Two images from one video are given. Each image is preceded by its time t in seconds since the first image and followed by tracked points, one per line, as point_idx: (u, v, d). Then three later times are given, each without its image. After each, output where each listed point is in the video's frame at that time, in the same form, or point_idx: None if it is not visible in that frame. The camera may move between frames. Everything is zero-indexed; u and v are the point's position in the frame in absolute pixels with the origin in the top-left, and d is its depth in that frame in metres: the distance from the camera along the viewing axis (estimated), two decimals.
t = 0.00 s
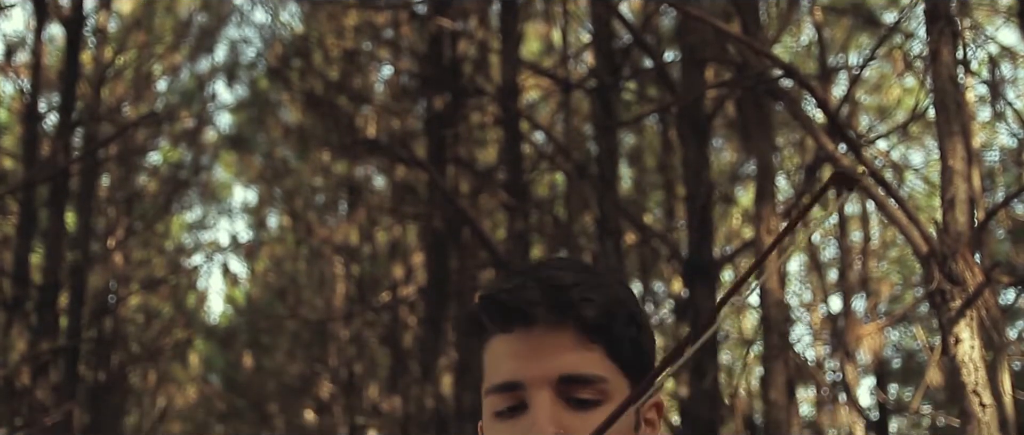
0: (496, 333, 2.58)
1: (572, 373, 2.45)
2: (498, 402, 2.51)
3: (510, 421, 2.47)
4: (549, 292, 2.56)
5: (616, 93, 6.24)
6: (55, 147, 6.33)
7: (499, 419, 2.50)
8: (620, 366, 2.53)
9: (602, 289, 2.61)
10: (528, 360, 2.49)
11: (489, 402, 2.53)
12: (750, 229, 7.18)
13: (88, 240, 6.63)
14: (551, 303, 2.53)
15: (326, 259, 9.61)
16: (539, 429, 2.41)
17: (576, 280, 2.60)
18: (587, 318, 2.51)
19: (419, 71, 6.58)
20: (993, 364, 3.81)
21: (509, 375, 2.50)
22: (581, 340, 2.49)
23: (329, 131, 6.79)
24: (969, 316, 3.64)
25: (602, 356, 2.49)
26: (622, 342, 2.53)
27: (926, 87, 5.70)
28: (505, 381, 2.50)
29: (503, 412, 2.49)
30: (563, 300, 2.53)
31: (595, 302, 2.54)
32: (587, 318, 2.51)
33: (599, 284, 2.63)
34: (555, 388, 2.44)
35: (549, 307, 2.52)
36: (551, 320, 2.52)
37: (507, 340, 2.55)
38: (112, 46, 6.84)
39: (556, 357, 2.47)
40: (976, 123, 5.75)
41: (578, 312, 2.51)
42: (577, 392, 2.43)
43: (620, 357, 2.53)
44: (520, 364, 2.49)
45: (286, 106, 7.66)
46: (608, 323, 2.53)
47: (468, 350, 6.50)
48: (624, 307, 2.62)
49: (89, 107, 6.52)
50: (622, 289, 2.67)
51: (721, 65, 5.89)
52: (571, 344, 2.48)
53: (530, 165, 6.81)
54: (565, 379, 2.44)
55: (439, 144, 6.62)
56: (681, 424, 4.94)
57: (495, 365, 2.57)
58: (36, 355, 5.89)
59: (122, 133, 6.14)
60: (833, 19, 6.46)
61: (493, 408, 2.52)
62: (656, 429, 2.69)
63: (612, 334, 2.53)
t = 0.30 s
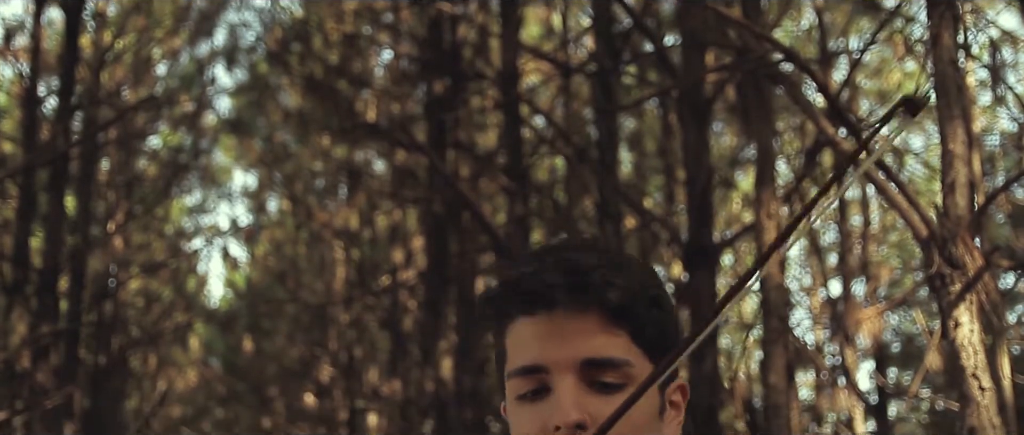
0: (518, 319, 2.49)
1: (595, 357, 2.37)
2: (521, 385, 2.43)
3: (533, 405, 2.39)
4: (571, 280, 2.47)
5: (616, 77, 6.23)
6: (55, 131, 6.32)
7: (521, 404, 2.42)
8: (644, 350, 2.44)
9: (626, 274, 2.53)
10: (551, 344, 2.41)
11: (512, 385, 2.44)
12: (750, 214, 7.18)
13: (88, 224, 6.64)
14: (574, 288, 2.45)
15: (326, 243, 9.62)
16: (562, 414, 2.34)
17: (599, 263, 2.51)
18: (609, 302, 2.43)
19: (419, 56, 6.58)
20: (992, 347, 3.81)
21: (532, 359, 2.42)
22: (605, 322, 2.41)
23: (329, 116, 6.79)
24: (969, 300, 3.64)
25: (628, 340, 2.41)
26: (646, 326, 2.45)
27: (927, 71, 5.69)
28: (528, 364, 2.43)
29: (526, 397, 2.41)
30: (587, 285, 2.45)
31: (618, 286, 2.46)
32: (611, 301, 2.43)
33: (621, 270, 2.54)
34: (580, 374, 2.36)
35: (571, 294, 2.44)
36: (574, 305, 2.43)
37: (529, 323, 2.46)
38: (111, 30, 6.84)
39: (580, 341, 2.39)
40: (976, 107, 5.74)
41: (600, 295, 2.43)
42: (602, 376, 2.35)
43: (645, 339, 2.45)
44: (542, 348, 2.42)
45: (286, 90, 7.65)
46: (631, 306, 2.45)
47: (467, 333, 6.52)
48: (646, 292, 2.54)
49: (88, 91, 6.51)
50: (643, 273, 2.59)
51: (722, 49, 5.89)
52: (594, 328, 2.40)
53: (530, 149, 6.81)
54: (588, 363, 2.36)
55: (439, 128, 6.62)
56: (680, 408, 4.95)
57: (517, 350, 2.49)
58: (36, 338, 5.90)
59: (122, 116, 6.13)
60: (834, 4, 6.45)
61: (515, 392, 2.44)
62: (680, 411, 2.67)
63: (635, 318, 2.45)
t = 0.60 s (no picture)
0: (556, 268, 2.18)
1: (638, 323, 2.10)
2: (552, 340, 2.15)
3: (560, 362, 2.12)
4: (621, 238, 2.15)
5: (616, 48, 6.22)
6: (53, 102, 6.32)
7: (548, 359, 2.14)
8: (678, 325, 2.18)
9: (673, 239, 2.22)
10: (591, 303, 2.12)
11: (540, 337, 2.16)
12: (750, 185, 7.18)
13: (88, 194, 6.64)
14: (624, 248, 2.13)
15: (326, 214, 9.64)
16: (593, 376, 2.08)
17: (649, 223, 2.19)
18: (657, 269, 2.13)
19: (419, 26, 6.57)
20: (990, 318, 3.72)
21: (569, 313, 2.13)
22: (650, 290, 2.12)
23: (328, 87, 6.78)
24: (969, 270, 3.61)
25: (665, 312, 2.14)
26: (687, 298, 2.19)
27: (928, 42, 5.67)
28: (564, 320, 2.14)
29: (554, 352, 2.14)
30: (636, 243, 2.13)
31: (666, 251, 2.17)
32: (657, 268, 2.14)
33: (668, 233, 2.21)
34: (617, 339, 2.09)
35: (622, 253, 2.13)
36: (621, 263, 2.13)
37: (570, 276, 2.16)
38: (110, 1, 6.82)
39: (621, 303, 2.11)
40: (977, 78, 5.73)
41: (652, 260, 2.13)
42: (636, 343, 2.10)
43: (681, 312, 2.18)
44: (581, 305, 2.13)
45: (285, 61, 7.64)
46: (676, 277, 2.17)
47: (468, 303, 6.53)
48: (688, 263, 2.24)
49: (87, 62, 6.50)
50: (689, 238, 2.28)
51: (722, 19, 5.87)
52: (640, 295, 2.12)
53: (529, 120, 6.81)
54: (627, 328, 2.09)
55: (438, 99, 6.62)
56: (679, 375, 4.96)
57: (548, 301, 2.19)
58: (36, 309, 5.90)
59: (121, 86, 6.13)
60: None
61: (543, 345, 2.16)
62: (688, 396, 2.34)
63: (678, 289, 2.17)
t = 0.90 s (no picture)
0: (507, 262, 2.32)
1: (584, 298, 2.18)
2: (508, 329, 2.25)
3: (520, 348, 2.22)
4: (561, 223, 2.28)
5: (617, 20, 6.19)
6: (52, 76, 6.29)
7: (508, 346, 2.24)
8: (631, 292, 2.24)
9: (617, 216, 2.33)
10: (536, 286, 2.23)
11: (499, 331, 2.27)
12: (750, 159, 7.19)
13: (87, 168, 6.63)
14: (561, 229, 2.27)
15: (326, 188, 9.66)
16: (547, 358, 2.17)
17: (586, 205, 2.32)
18: (594, 243, 2.24)
19: None
20: (989, 293, 3.72)
21: (520, 300, 2.25)
22: (592, 261, 2.22)
23: (328, 60, 6.77)
24: (968, 245, 3.61)
25: (613, 280, 2.22)
26: (635, 266, 2.26)
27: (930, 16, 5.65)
28: (515, 308, 2.25)
29: (514, 340, 2.23)
30: (573, 225, 2.27)
31: (605, 227, 2.27)
32: (595, 242, 2.24)
33: (606, 211, 2.34)
34: (565, 314, 2.18)
35: (560, 236, 2.26)
36: (560, 245, 2.25)
37: (519, 267, 2.29)
38: None
39: (565, 281, 2.21)
40: (978, 52, 5.70)
41: (587, 237, 2.24)
42: (587, 316, 2.17)
43: (630, 279, 2.25)
44: (529, 291, 2.24)
45: (285, 35, 7.62)
46: (619, 247, 2.26)
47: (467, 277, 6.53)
48: (636, 233, 2.34)
49: (86, 35, 6.49)
50: (629, 210, 2.38)
51: None
52: (578, 268, 2.21)
53: (530, 93, 6.80)
54: (573, 303, 2.18)
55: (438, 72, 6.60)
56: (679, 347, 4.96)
57: (504, 295, 2.32)
58: (36, 282, 5.89)
59: (120, 60, 6.10)
60: None
61: (503, 335, 2.27)
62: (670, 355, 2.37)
63: (622, 257, 2.25)
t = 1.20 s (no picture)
0: (511, 232, 2.45)
1: (591, 270, 2.36)
2: (514, 299, 2.40)
3: (527, 319, 2.38)
4: (566, 197, 2.42)
5: None
6: (50, 52, 6.27)
7: (516, 317, 2.39)
8: (634, 260, 2.41)
9: (617, 188, 2.47)
10: (542, 259, 2.38)
11: (504, 299, 2.42)
12: (750, 136, 7.19)
13: (87, 145, 6.62)
14: (570, 206, 2.41)
15: (326, 165, 9.66)
16: (554, 331, 2.34)
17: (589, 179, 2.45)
18: (598, 215, 2.38)
19: None
20: (988, 269, 3.70)
21: (525, 270, 2.39)
22: (597, 233, 2.38)
23: (327, 36, 6.76)
24: (969, 221, 3.55)
25: (617, 251, 2.39)
26: (638, 235, 2.42)
27: None
28: (520, 278, 2.40)
29: (519, 311, 2.39)
30: (578, 198, 2.41)
31: (608, 200, 2.41)
32: (601, 215, 2.39)
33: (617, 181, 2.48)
34: (570, 285, 2.34)
35: (565, 207, 2.41)
36: (563, 215, 2.40)
37: (523, 238, 2.42)
38: None
39: (573, 252, 2.37)
40: (979, 29, 5.68)
41: (591, 208, 2.39)
42: (592, 289, 2.34)
43: (632, 249, 2.41)
44: (536, 262, 2.38)
45: (285, 11, 7.60)
46: (623, 219, 2.40)
47: (468, 254, 6.54)
48: (636, 203, 2.48)
49: (85, 11, 6.47)
50: (640, 182, 2.52)
51: None
52: (583, 240, 2.37)
53: (529, 69, 6.79)
54: (578, 275, 2.35)
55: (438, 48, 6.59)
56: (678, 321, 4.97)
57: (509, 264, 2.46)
58: (36, 259, 5.89)
59: (119, 36, 6.09)
60: None
61: (509, 305, 2.41)
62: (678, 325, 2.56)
63: (626, 228, 2.40)
